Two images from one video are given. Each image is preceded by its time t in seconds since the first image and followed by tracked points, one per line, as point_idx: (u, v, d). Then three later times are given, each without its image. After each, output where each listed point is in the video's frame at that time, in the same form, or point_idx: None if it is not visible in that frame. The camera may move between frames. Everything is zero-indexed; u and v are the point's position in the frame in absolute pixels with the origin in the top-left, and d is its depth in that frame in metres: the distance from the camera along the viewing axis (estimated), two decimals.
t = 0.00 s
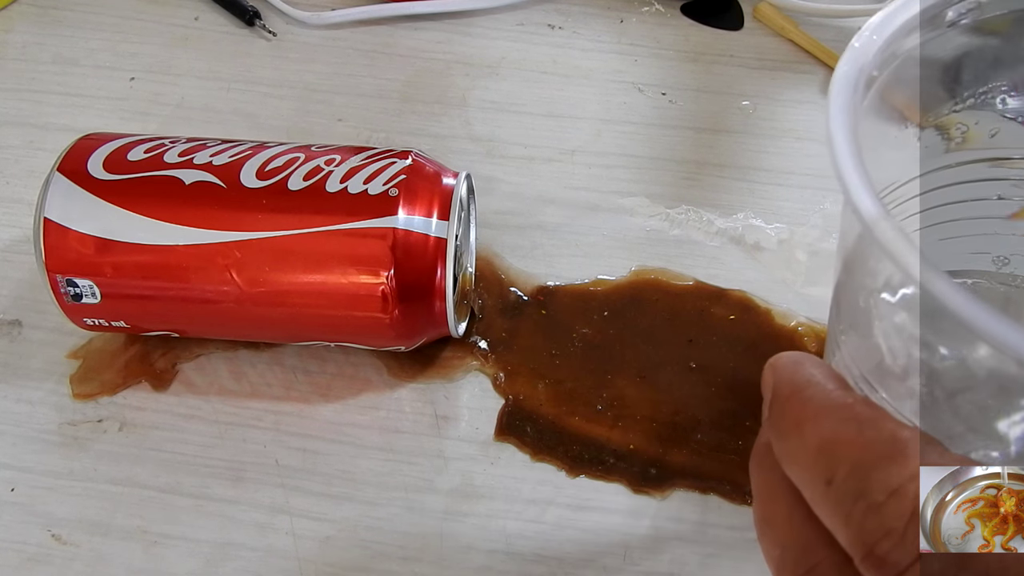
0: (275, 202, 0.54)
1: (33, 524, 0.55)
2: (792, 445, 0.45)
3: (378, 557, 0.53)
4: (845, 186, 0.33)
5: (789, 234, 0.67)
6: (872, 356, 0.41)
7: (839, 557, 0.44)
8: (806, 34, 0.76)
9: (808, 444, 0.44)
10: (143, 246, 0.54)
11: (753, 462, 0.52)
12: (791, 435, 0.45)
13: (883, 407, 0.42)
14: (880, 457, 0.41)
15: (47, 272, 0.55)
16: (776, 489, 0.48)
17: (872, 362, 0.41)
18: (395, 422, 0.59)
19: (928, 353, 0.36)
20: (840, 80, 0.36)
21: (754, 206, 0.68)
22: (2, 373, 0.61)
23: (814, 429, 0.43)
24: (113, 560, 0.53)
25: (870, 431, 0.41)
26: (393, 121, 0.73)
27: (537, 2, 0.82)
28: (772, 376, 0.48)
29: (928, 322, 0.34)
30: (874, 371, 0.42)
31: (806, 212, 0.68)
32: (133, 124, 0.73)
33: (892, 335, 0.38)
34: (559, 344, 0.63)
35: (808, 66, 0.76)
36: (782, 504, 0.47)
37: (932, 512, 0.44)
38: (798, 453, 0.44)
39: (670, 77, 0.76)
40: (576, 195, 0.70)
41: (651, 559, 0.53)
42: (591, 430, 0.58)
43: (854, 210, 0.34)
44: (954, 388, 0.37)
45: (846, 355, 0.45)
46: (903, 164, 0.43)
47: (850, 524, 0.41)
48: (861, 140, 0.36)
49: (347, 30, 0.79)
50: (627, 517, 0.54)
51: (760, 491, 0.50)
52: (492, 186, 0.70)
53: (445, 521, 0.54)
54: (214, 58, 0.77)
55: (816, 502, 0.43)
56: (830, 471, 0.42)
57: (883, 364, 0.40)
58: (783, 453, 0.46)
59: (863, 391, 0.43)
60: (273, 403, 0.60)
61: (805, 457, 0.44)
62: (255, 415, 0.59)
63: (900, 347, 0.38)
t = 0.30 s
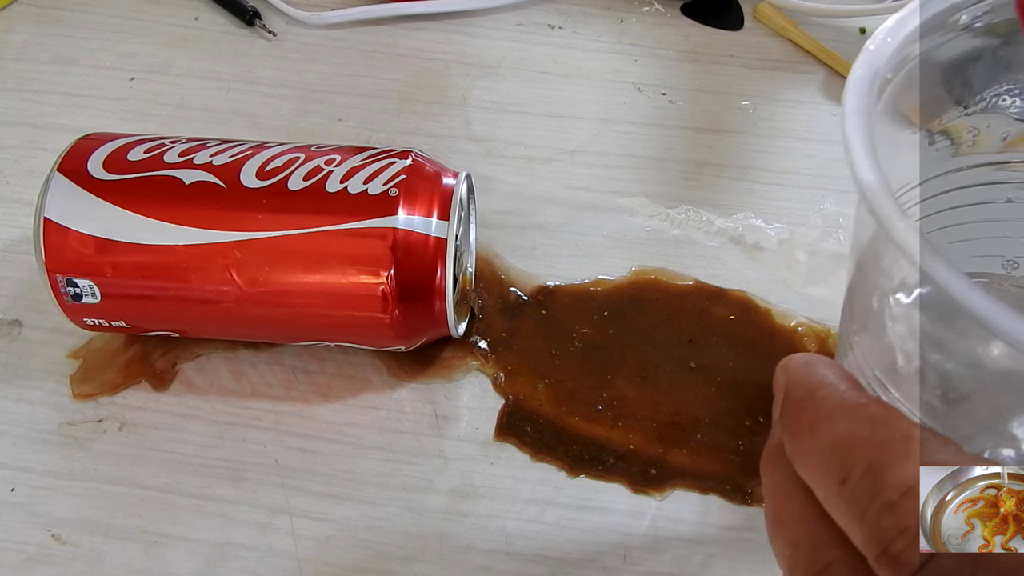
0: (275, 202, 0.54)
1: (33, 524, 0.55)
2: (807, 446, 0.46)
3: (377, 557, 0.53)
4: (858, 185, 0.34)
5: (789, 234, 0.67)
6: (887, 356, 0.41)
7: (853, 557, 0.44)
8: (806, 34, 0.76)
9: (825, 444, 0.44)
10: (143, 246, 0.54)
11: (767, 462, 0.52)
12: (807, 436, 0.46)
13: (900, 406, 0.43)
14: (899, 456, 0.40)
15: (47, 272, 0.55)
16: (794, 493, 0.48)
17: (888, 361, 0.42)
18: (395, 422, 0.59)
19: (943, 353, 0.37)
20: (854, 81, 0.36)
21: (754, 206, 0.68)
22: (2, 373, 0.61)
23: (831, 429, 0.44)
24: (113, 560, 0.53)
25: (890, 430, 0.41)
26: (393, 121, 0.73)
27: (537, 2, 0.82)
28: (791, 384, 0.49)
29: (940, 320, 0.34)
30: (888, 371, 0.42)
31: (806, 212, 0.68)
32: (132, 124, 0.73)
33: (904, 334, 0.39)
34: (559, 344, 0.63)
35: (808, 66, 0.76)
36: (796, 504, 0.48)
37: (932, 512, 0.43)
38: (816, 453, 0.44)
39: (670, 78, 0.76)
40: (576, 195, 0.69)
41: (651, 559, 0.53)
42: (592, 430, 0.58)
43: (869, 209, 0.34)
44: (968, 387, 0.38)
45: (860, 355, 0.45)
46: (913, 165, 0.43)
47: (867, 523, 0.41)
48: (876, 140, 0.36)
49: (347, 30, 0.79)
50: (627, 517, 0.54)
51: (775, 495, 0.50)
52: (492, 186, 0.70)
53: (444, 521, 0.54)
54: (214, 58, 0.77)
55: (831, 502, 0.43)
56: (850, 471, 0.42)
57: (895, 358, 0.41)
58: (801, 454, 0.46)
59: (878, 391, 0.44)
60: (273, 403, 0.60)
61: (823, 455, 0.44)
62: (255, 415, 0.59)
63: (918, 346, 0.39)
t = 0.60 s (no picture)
0: (275, 202, 0.54)
1: (33, 524, 0.55)
2: (773, 436, 0.43)
3: (378, 557, 0.53)
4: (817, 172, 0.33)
5: (789, 234, 0.67)
6: (851, 346, 0.41)
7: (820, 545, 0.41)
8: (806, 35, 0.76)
9: (791, 433, 0.42)
10: (143, 246, 0.54)
11: (731, 457, 0.55)
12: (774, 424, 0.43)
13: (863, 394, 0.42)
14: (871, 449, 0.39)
15: (47, 272, 0.55)
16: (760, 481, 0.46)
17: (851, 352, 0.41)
18: (395, 422, 0.59)
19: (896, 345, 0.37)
20: (816, 67, 0.36)
21: (754, 206, 0.68)
22: (2, 373, 0.61)
23: (798, 420, 0.41)
24: (114, 560, 0.53)
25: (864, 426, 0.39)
26: (393, 121, 0.73)
27: (537, 2, 0.82)
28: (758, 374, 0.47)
29: (908, 304, 0.34)
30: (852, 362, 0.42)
31: (806, 212, 0.68)
32: (132, 124, 0.73)
33: (852, 325, 0.39)
34: (559, 344, 0.63)
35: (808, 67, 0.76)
36: (762, 494, 0.45)
37: (932, 511, 0.43)
38: (782, 443, 0.42)
39: (670, 78, 0.76)
40: (576, 195, 0.69)
41: (651, 559, 0.53)
42: (591, 430, 0.58)
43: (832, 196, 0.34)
44: (937, 375, 0.38)
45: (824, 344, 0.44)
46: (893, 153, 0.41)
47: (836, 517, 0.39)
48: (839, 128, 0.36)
49: (347, 30, 0.79)
50: (627, 517, 0.54)
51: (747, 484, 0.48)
52: (492, 186, 0.70)
53: (444, 521, 0.54)
54: (214, 58, 0.77)
55: (796, 491, 0.41)
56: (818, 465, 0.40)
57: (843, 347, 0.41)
58: (767, 443, 0.44)
59: (843, 378, 0.43)
60: (273, 403, 0.60)
61: (788, 447, 0.42)
62: (256, 415, 0.59)
63: (881, 338, 0.39)
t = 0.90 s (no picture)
0: (275, 202, 0.54)
1: (33, 524, 0.54)
2: (727, 368, 0.34)
3: (378, 557, 0.53)
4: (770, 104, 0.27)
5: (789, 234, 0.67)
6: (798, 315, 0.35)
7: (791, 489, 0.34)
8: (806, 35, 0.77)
9: (741, 350, 0.33)
10: (143, 246, 0.54)
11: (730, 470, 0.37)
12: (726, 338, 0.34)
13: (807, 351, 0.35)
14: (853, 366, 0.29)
15: (47, 272, 0.55)
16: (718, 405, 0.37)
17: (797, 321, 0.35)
18: (395, 422, 0.59)
19: (888, 283, 0.29)
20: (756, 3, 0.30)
21: (754, 206, 0.68)
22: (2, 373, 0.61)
23: (759, 338, 0.32)
24: (114, 560, 0.53)
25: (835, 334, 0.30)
26: (393, 121, 0.73)
27: (537, 2, 0.82)
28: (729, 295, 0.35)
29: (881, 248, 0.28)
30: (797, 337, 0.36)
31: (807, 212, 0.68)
32: (132, 124, 0.73)
33: (822, 266, 0.31)
34: (559, 344, 0.63)
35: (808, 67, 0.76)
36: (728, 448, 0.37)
37: (931, 510, 0.38)
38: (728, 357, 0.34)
39: (670, 78, 0.76)
40: (576, 195, 0.70)
41: (651, 559, 0.53)
42: (591, 430, 0.58)
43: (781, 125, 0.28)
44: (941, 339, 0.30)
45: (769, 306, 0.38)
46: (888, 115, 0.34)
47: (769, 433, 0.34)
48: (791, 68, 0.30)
49: (347, 30, 0.79)
50: (627, 517, 0.54)
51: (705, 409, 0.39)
52: (492, 186, 0.70)
53: (445, 521, 0.54)
54: (214, 58, 0.77)
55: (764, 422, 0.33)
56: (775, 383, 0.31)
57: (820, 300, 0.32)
58: (720, 364, 0.35)
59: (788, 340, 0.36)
60: (273, 403, 0.60)
61: (742, 365, 0.33)
62: (256, 415, 0.59)
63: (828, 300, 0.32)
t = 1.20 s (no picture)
0: (275, 202, 0.54)
1: (33, 524, 0.54)
2: (717, 271, 0.40)
3: (379, 557, 0.53)
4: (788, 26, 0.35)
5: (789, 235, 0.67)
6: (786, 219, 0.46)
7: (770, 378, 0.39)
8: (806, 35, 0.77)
9: (731, 247, 0.38)
10: (143, 246, 0.54)
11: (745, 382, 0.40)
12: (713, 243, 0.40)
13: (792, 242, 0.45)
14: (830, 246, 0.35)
15: (47, 272, 0.55)
16: (708, 312, 0.42)
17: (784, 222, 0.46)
18: (395, 422, 0.59)
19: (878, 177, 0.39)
20: None
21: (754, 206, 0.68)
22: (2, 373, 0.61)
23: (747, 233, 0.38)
24: (113, 560, 0.53)
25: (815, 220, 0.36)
26: (393, 121, 0.73)
27: (537, 2, 0.82)
28: (716, 207, 0.41)
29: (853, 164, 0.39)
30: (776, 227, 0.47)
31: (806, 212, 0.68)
32: (132, 124, 0.73)
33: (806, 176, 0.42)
34: (559, 344, 0.63)
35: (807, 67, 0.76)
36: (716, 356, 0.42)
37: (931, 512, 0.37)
38: (716, 258, 0.39)
39: (670, 77, 0.76)
40: (576, 195, 0.69)
41: (651, 559, 0.53)
42: (592, 430, 0.58)
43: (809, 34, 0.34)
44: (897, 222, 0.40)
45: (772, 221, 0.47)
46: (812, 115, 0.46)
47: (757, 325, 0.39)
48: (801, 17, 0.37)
49: (347, 30, 0.79)
50: (627, 517, 0.54)
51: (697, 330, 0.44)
52: (492, 186, 0.70)
53: (445, 521, 0.54)
54: (214, 58, 0.77)
55: (750, 311, 0.38)
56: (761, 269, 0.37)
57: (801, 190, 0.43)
58: (710, 270, 0.40)
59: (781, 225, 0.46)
60: (273, 403, 0.60)
61: (729, 259, 0.38)
62: (256, 415, 0.59)
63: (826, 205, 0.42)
